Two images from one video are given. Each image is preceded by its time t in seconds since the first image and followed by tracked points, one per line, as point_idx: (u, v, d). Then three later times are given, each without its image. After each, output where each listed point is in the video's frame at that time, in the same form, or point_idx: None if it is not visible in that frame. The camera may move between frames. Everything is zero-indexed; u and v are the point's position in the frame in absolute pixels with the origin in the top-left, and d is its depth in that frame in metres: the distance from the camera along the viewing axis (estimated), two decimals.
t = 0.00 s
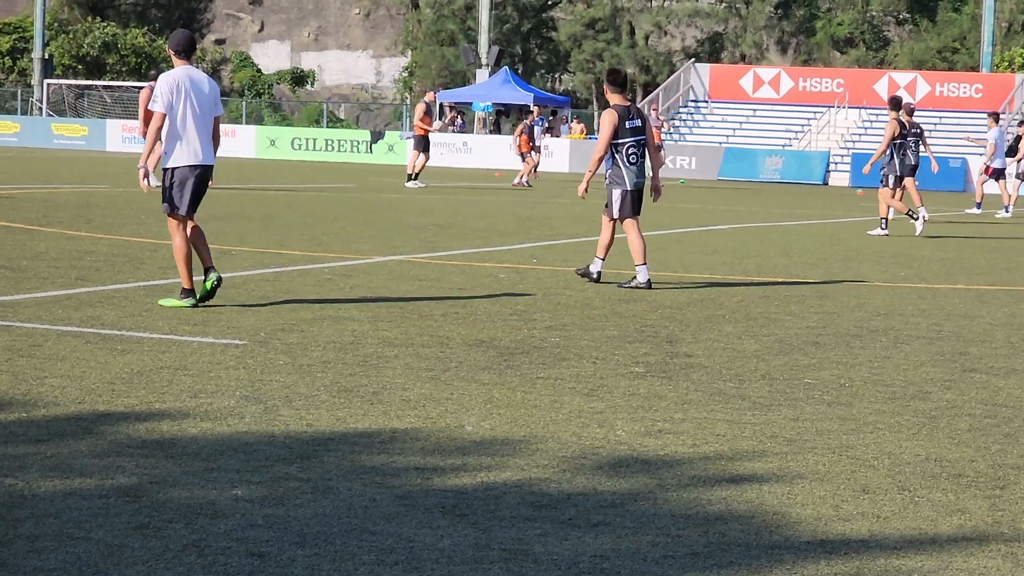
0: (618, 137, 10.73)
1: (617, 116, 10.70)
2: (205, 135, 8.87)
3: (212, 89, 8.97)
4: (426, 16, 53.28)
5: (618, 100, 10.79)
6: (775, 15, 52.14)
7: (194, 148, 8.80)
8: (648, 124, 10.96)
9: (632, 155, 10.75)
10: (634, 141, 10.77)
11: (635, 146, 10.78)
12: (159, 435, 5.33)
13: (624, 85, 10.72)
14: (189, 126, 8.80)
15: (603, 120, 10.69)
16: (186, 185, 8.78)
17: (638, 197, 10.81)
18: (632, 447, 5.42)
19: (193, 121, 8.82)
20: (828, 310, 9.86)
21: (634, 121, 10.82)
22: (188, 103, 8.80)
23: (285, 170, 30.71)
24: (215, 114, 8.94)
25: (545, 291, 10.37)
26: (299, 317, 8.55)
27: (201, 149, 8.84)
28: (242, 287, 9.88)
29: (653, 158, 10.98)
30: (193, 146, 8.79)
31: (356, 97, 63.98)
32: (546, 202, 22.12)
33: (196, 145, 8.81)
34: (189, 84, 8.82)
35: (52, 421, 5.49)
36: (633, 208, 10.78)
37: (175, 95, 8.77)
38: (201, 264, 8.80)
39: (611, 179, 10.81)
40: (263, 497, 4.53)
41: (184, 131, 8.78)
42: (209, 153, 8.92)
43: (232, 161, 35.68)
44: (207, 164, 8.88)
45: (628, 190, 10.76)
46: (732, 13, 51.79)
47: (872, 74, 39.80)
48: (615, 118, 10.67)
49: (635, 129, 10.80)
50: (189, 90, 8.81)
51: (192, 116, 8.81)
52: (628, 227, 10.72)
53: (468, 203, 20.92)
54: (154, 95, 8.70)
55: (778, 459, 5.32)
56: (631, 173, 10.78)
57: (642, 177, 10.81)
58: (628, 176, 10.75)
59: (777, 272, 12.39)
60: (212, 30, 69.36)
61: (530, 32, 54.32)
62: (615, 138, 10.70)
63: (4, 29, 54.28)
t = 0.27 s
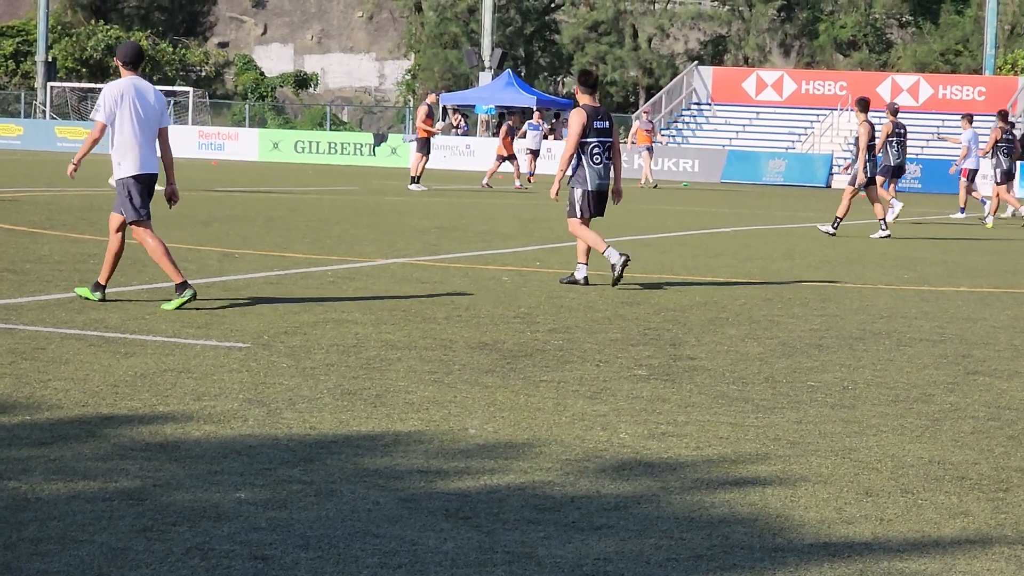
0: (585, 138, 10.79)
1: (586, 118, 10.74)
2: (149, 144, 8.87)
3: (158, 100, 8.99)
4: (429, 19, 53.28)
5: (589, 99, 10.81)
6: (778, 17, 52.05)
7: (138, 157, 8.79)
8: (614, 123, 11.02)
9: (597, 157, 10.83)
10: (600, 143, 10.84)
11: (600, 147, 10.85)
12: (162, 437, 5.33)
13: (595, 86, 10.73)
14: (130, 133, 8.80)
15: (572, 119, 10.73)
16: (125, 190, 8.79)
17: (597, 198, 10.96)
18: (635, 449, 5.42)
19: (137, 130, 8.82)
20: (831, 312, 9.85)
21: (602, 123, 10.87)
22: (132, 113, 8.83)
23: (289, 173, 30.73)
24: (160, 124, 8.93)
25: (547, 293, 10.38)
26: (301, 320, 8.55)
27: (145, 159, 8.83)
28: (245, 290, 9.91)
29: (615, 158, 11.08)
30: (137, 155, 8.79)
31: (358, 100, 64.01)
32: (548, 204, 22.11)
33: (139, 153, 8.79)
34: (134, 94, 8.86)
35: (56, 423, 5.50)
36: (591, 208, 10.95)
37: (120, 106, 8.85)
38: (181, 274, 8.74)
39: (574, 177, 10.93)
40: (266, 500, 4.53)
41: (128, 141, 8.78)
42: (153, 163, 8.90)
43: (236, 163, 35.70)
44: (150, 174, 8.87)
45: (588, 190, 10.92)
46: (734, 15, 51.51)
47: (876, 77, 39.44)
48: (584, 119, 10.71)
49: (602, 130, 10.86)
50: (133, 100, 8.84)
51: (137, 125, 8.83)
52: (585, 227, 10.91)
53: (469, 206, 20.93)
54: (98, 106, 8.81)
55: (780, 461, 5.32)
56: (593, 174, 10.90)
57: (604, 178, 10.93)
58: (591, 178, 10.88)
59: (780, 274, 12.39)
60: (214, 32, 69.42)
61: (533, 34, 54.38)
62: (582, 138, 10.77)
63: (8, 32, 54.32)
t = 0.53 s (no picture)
0: (554, 140, 10.87)
1: (556, 120, 10.81)
2: (97, 137, 9.09)
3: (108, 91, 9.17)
4: (432, 22, 53.33)
5: (555, 101, 10.87)
6: (781, 20, 52.05)
7: (87, 150, 9.03)
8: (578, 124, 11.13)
9: (564, 158, 10.94)
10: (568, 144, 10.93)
11: (567, 148, 10.96)
12: (166, 440, 5.33)
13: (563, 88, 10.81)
14: (83, 128, 9.02)
15: (541, 122, 10.78)
16: (77, 185, 9.04)
17: (565, 198, 11.04)
18: (639, 452, 5.42)
19: (87, 124, 9.03)
20: (835, 315, 9.85)
21: (569, 124, 10.96)
22: (84, 106, 9.00)
23: (292, 177, 30.72)
24: (110, 117, 9.15)
25: (551, 297, 10.38)
26: (304, 322, 8.55)
27: (93, 151, 9.07)
28: (249, 293, 9.92)
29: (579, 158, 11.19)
30: (87, 149, 9.03)
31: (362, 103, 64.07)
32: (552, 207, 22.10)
33: (90, 147, 9.03)
34: (87, 87, 9.01)
35: (60, 426, 5.50)
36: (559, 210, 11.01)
37: (72, 98, 8.97)
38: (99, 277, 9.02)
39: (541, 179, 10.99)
40: (270, 502, 4.54)
41: (79, 135, 9.00)
42: (102, 154, 9.15)
43: (239, 166, 35.73)
44: (99, 166, 9.13)
45: (556, 192, 11.00)
46: (738, 18, 51.73)
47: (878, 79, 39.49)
48: (553, 122, 10.78)
49: (569, 131, 10.96)
50: (85, 93, 9.00)
51: (88, 118, 9.02)
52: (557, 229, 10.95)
53: (473, 209, 20.92)
54: (50, 97, 8.88)
55: (784, 464, 5.31)
56: (561, 175, 10.99)
57: (571, 179, 11.03)
58: (559, 178, 10.96)
59: (784, 277, 12.38)
60: (218, 36, 69.48)
61: (537, 38, 54.49)
62: (552, 140, 10.84)
63: (12, 36, 54.38)
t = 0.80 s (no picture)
0: (514, 143, 10.89)
1: (516, 123, 10.82)
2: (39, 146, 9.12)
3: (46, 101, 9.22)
4: (436, 25, 53.38)
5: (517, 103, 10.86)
6: (785, 23, 51.98)
7: (29, 160, 9.05)
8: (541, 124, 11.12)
9: (525, 160, 10.97)
10: (528, 146, 10.95)
11: (528, 150, 10.97)
12: (170, 444, 5.34)
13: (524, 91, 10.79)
14: (25, 139, 9.04)
15: (501, 125, 10.80)
16: (18, 194, 9.04)
17: (525, 199, 11.11)
18: (643, 456, 5.41)
19: (30, 133, 9.06)
20: (838, 318, 9.84)
21: (530, 125, 10.96)
22: (26, 115, 9.04)
23: (296, 180, 30.73)
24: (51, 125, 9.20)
25: (555, 300, 10.38)
26: (308, 326, 8.56)
27: (35, 161, 9.11)
28: (253, 296, 9.93)
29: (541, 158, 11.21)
30: (30, 158, 9.06)
31: (366, 106, 64.06)
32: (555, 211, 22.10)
33: (32, 156, 9.07)
34: (26, 98, 9.03)
35: (64, 430, 5.51)
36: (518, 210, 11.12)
37: (12, 108, 8.96)
38: (76, 267, 9.05)
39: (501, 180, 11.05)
40: (274, 506, 4.54)
41: (22, 144, 9.02)
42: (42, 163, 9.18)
43: (242, 170, 35.75)
44: (40, 175, 9.15)
45: (516, 193, 11.07)
46: (742, 22, 52.28)
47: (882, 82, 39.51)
48: (514, 125, 10.79)
49: (530, 133, 10.96)
50: (26, 102, 9.03)
51: (29, 128, 9.05)
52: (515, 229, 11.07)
53: (477, 212, 20.92)
54: None
55: (788, 467, 5.31)
56: (521, 177, 11.03)
57: (531, 180, 11.08)
58: (519, 180, 11.01)
59: (788, 281, 12.37)
60: (222, 40, 69.51)
61: (540, 41, 54.58)
62: (511, 143, 10.87)
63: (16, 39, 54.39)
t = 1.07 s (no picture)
0: (481, 143, 11.10)
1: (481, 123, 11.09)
2: None
3: None
4: (440, 29, 53.40)
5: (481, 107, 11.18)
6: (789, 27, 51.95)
7: None
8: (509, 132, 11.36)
9: (493, 161, 11.13)
10: (495, 147, 11.15)
11: (496, 151, 11.16)
12: (174, 448, 5.34)
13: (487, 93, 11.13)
14: None
15: (466, 126, 11.07)
16: None
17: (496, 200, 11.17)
18: (647, 459, 5.41)
19: None
20: (842, 322, 9.83)
21: (497, 129, 11.21)
22: None
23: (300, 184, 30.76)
24: None
25: (559, 303, 10.38)
26: (312, 329, 8.57)
27: None
28: (256, 300, 9.94)
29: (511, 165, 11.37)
30: None
31: (370, 110, 64.13)
32: (559, 214, 22.11)
33: None
34: None
35: (67, 434, 5.51)
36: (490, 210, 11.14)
37: None
38: None
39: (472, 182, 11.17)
40: (277, 510, 4.54)
41: None
42: None
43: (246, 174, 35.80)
44: None
45: (488, 194, 11.12)
46: (745, 25, 52.12)
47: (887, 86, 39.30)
48: (477, 124, 11.05)
49: (497, 136, 11.19)
50: None
51: None
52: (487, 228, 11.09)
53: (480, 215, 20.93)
54: None
55: (792, 471, 5.30)
56: (492, 178, 11.14)
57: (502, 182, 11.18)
58: (489, 180, 11.12)
59: (792, 284, 12.36)
60: (225, 43, 69.57)
61: (544, 44, 54.63)
62: (477, 143, 11.08)
63: (20, 43, 54.49)
